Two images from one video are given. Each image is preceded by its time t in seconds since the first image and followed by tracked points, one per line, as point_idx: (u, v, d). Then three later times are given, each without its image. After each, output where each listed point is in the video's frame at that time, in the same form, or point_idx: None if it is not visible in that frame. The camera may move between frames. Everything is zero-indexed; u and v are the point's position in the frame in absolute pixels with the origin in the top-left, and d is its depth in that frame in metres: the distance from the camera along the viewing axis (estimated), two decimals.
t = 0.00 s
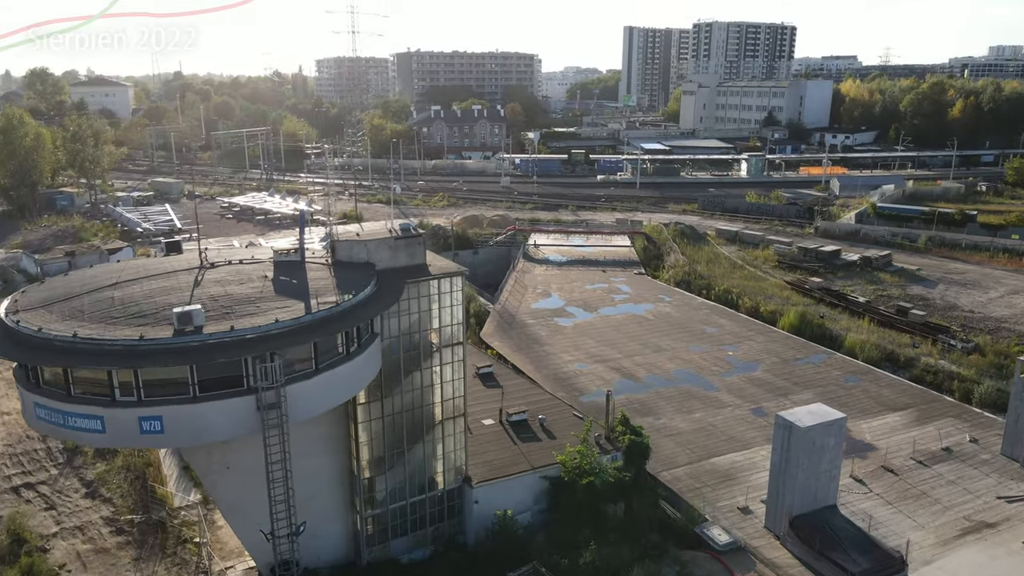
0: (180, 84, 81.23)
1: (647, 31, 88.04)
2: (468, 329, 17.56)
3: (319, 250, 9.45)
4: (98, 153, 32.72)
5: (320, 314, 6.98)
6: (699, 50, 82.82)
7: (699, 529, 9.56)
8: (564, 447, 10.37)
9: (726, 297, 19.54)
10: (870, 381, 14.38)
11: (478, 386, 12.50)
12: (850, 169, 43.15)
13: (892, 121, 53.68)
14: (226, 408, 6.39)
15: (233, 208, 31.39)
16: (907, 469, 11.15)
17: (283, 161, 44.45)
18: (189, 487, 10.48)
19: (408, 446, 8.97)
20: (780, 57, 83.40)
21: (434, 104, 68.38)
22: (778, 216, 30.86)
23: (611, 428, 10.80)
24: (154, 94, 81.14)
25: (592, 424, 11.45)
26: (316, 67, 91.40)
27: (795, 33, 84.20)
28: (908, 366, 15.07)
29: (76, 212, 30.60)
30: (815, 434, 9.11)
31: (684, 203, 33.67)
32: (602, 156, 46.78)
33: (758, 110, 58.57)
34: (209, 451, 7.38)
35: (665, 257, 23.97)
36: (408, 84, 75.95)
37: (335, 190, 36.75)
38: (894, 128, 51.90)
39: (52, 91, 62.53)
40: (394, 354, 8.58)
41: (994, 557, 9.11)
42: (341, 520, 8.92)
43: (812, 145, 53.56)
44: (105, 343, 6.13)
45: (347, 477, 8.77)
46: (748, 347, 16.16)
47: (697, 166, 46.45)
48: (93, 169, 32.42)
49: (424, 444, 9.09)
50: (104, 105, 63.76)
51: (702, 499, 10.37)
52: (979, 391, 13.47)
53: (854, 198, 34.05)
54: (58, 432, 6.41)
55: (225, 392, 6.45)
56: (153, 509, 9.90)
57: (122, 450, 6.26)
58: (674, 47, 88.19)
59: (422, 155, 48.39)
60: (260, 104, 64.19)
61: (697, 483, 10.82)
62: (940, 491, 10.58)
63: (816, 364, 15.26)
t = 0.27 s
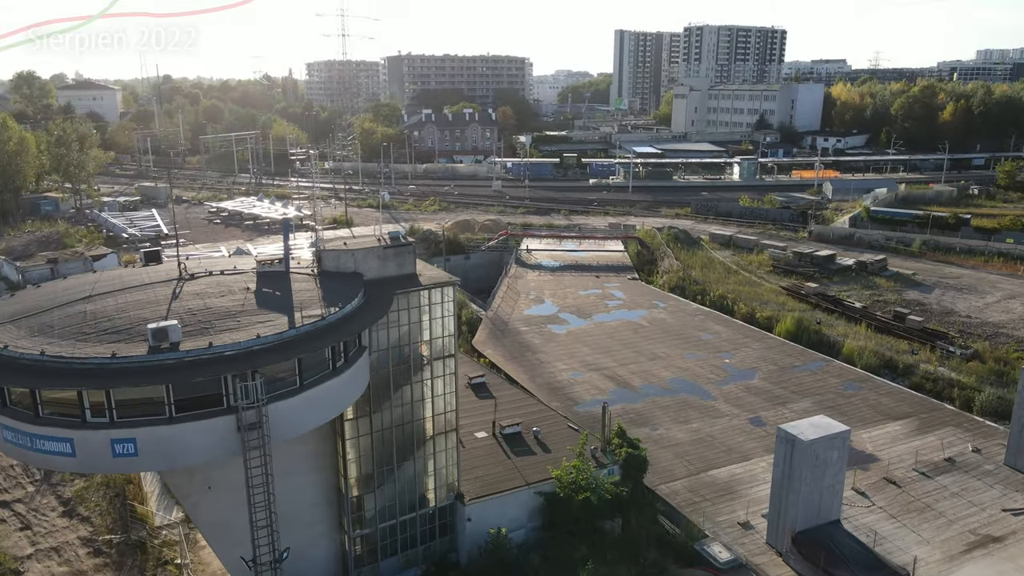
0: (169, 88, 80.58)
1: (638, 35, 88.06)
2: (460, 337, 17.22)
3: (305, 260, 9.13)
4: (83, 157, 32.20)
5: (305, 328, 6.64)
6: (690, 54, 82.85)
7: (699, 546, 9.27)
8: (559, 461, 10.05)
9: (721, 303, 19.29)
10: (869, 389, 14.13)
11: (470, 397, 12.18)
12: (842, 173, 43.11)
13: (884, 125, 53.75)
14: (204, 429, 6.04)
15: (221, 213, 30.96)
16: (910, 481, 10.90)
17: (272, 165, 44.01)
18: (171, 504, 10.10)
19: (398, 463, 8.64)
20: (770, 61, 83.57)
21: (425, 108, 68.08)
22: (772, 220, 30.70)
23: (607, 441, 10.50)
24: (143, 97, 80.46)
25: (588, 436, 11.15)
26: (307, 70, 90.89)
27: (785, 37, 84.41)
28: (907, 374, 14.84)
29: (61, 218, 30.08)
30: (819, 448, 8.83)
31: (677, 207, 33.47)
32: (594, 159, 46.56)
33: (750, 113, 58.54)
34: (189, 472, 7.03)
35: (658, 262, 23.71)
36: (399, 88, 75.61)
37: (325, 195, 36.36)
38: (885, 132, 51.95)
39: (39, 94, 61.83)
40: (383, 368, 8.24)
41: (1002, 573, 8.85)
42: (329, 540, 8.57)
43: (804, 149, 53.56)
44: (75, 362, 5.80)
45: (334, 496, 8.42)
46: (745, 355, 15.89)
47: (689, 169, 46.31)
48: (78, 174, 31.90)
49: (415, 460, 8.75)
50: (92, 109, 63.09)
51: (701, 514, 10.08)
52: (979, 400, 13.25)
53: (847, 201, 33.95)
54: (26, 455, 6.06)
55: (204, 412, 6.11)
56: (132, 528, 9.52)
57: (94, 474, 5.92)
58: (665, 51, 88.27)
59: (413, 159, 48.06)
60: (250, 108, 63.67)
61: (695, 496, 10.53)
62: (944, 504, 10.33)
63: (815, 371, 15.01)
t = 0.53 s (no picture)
0: (159, 91, 79.93)
1: (630, 39, 87.97)
2: (453, 345, 16.88)
3: (291, 269, 8.82)
4: (69, 161, 31.72)
5: (289, 344, 6.31)
6: (682, 57, 82.78)
7: (700, 564, 8.94)
8: (556, 475, 9.75)
9: (718, 309, 19.02)
10: (870, 397, 13.86)
11: (463, 408, 11.86)
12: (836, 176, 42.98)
13: (877, 128, 53.73)
14: (182, 452, 5.69)
15: (210, 218, 30.52)
16: (915, 493, 10.62)
17: (263, 169, 43.57)
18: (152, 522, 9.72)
19: (389, 480, 8.31)
20: (762, 64, 83.59)
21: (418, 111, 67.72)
22: (767, 224, 30.49)
23: (604, 454, 10.18)
24: (133, 100, 79.77)
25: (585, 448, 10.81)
26: (298, 74, 90.42)
27: (777, 41, 84.49)
28: (908, 382, 14.58)
29: (46, 223, 29.57)
30: (824, 463, 8.49)
31: (671, 211, 33.23)
32: (587, 163, 46.29)
33: (743, 117, 58.42)
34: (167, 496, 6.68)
35: (654, 267, 23.43)
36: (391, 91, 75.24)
37: (316, 199, 35.94)
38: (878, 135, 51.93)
39: (27, 98, 61.20)
40: (373, 383, 7.90)
41: None
42: (316, 562, 8.22)
43: (797, 152, 53.48)
44: (43, 382, 5.44)
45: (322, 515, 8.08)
46: (743, 362, 15.62)
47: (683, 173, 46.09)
48: (63, 178, 31.39)
49: (406, 477, 8.42)
50: (81, 112, 62.46)
51: (701, 530, 9.76)
52: (982, 409, 13.01)
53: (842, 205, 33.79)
54: None
55: (180, 433, 5.76)
56: (112, 549, 9.13)
57: (63, 500, 5.56)
58: (658, 54, 88.17)
59: (405, 163, 47.69)
60: (241, 112, 63.16)
61: (696, 511, 10.21)
62: (950, 518, 10.05)
63: (814, 379, 14.74)
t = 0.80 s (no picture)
0: (151, 95, 79.38)
1: (624, 42, 87.85)
2: (447, 353, 16.54)
3: (278, 279, 8.50)
4: (56, 165, 31.23)
5: (273, 360, 5.98)
6: (676, 60, 82.66)
7: None
8: (553, 491, 9.42)
9: (715, 315, 18.74)
10: (872, 406, 13.59)
11: (457, 420, 11.53)
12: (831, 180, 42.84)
13: (871, 132, 53.70)
14: (157, 475, 5.34)
15: (200, 222, 30.11)
16: (922, 506, 10.34)
17: (254, 173, 43.16)
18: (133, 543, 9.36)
19: (380, 499, 7.97)
20: (756, 68, 83.62)
21: (411, 115, 67.40)
22: (763, 228, 30.28)
23: (603, 467, 9.86)
24: (124, 103, 79.19)
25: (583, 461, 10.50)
26: (291, 77, 90.00)
27: (771, 44, 84.55)
28: (910, 390, 14.32)
29: (33, 228, 29.09)
30: (831, 478, 8.19)
31: (667, 215, 33.00)
32: (582, 166, 46.03)
33: (738, 120, 58.28)
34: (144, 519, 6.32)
35: (650, 272, 23.14)
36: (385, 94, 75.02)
37: (308, 203, 35.55)
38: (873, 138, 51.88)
39: (16, 101, 60.61)
40: (363, 398, 7.57)
41: None
42: None
43: (791, 156, 53.40)
44: (7, 403, 5.09)
45: (310, 536, 7.73)
46: (742, 370, 15.33)
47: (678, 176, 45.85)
48: (51, 183, 30.90)
49: (397, 495, 8.08)
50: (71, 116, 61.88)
51: (703, 546, 9.46)
52: (987, 418, 12.75)
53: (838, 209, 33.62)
54: None
55: (156, 456, 5.41)
56: (91, 572, 8.77)
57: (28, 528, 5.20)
58: (651, 58, 88.11)
59: (399, 167, 47.37)
60: (233, 115, 62.70)
61: (697, 526, 9.90)
62: (959, 532, 9.77)
63: (815, 387, 14.47)
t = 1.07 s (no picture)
0: (143, 98, 78.85)
1: (619, 46, 87.70)
2: (441, 360, 16.21)
3: (263, 288, 8.18)
4: (45, 169, 30.77)
5: (256, 377, 5.64)
6: (670, 63, 82.50)
7: None
8: (551, 507, 9.07)
9: (714, 321, 18.45)
10: (876, 415, 13.30)
11: (452, 431, 11.19)
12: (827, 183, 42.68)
13: (866, 135, 53.64)
14: (130, 502, 4.98)
15: (191, 227, 29.71)
16: (930, 520, 10.04)
17: (247, 177, 42.76)
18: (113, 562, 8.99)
19: (371, 518, 7.62)
20: (750, 71, 83.64)
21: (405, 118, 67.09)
22: (760, 232, 30.04)
23: (603, 481, 9.53)
24: (116, 106, 78.66)
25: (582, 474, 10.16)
26: (285, 80, 89.64)
27: (765, 48, 84.66)
28: (915, 398, 14.04)
29: (21, 233, 28.65)
30: (840, 493, 7.85)
31: (663, 219, 32.75)
32: (577, 170, 45.76)
33: (733, 123, 58.01)
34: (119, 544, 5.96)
35: (647, 276, 22.84)
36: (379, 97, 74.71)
37: (301, 207, 35.18)
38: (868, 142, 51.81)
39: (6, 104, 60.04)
40: (353, 414, 7.23)
41: None
42: None
43: (787, 159, 53.26)
44: None
45: (297, 558, 7.36)
46: (743, 377, 15.03)
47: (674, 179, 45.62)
48: (39, 187, 30.45)
49: (389, 514, 7.73)
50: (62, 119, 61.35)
51: (706, 563, 9.13)
52: (994, 427, 12.48)
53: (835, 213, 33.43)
54: None
55: (129, 482, 5.05)
56: None
57: None
58: (646, 61, 88.05)
59: (392, 170, 47.04)
60: (225, 118, 62.26)
61: (700, 542, 9.58)
62: (969, 548, 9.48)
63: (818, 395, 14.17)
